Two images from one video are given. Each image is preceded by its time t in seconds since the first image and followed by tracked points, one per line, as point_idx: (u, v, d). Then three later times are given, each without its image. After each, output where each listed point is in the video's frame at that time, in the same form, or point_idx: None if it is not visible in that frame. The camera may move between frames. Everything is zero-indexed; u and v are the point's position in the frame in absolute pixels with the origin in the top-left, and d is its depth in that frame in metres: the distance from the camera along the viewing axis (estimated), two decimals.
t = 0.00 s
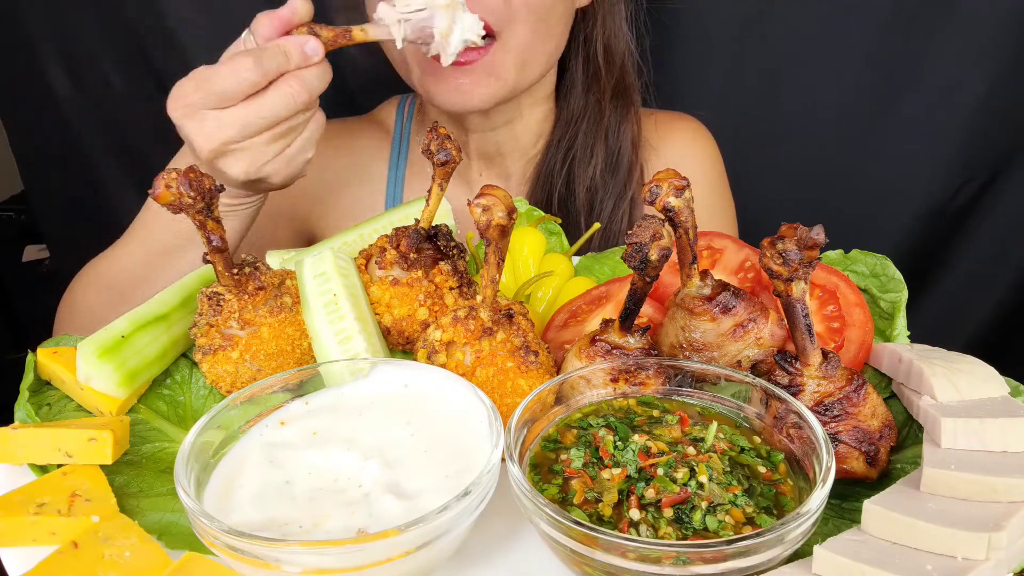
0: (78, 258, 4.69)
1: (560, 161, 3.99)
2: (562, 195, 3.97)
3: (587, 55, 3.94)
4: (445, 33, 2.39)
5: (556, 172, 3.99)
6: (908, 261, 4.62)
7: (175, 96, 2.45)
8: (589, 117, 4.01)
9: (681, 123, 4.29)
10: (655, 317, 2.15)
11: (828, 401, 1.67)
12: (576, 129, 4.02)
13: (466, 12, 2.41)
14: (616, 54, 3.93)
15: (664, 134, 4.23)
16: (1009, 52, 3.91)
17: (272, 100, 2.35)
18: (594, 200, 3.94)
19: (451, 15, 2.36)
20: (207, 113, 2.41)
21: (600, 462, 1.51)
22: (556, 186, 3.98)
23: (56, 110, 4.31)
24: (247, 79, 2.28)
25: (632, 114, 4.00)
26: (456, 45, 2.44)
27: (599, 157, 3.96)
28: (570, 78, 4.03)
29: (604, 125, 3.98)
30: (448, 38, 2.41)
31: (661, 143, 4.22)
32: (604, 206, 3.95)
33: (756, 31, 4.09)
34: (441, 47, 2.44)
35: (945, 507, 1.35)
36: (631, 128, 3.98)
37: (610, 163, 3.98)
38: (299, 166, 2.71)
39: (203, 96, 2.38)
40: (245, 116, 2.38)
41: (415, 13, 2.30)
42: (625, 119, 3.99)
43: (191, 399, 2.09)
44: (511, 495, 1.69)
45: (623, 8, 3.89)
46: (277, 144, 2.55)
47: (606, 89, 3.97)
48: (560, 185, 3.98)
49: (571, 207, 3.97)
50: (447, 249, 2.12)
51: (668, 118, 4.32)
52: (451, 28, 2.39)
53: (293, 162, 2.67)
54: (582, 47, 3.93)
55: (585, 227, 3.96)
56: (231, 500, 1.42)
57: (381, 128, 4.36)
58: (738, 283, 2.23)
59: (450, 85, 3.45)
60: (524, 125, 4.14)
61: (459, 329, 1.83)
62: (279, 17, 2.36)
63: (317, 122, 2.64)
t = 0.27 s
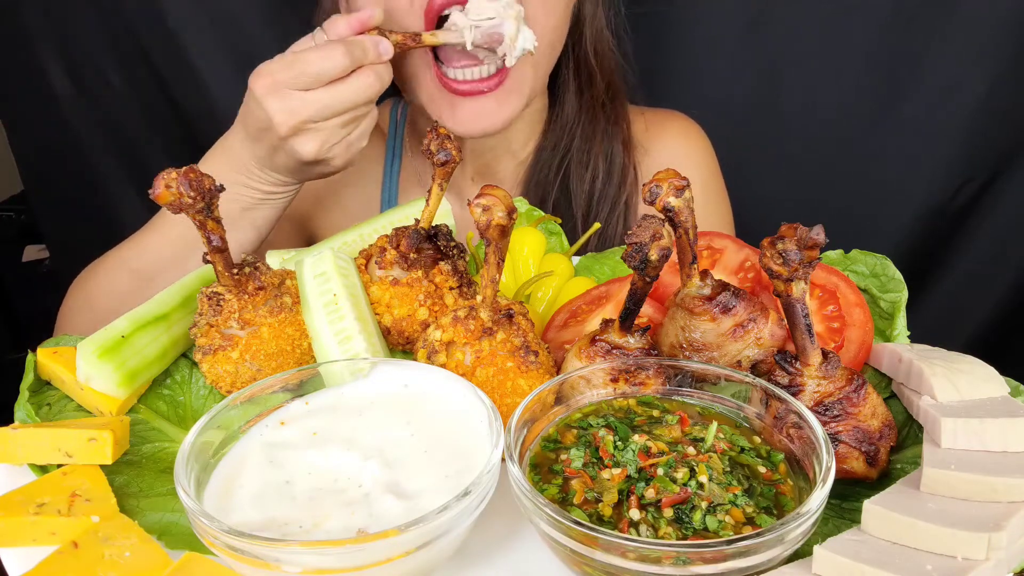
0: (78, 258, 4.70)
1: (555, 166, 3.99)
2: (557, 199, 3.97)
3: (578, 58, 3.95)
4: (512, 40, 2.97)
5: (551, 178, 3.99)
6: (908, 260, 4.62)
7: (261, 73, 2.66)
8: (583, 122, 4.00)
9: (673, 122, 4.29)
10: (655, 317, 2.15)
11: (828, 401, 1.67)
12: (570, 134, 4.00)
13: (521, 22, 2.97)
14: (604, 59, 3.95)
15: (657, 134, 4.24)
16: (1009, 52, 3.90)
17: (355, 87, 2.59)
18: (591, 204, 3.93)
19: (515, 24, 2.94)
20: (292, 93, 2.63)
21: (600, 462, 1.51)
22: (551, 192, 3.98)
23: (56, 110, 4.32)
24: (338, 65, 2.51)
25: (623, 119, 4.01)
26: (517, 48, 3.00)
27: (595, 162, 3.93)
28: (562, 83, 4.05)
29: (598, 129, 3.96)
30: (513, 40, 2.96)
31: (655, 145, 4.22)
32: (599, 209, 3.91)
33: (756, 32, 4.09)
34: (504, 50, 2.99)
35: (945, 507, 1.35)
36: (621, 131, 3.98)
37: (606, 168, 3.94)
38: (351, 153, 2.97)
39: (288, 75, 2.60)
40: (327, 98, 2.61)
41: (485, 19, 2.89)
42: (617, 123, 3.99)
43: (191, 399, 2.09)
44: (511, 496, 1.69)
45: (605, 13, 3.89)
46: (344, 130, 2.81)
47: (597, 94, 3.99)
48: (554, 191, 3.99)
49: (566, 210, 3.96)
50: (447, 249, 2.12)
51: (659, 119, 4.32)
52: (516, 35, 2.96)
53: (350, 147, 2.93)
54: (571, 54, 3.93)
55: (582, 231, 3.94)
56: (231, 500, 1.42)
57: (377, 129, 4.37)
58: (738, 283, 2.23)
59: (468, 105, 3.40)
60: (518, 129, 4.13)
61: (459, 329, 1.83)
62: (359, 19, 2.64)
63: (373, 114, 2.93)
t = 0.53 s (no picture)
0: (78, 257, 4.70)
1: (552, 164, 3.96)
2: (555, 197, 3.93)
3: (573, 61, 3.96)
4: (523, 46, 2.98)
5: (548, 177, 3.96)
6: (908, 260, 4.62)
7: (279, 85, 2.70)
8: (579, 121, 3.98)
9: (669, 121, 4.29)
10: (655, 317, 2.15)
11: (828, 401, 1.67)
12: (565, 134, 3.98)
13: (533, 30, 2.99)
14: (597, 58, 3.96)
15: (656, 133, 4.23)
16: (1009, 52, 3.90)
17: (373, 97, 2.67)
18: (586, 203, 3.89)
19: (525, 31, 2.95)
20: (311, 103, 2.67)
21: (600, 462, 1.51)
22: (549, 189, 3.94)
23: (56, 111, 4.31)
24: (359, 77, 2.59)
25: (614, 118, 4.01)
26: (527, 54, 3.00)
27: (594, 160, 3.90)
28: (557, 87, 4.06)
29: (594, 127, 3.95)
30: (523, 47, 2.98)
31: (653, 144, 4.21)
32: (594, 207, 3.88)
33: (755, 32, 4.10)
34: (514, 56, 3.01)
35: (945, 507, 1.35)
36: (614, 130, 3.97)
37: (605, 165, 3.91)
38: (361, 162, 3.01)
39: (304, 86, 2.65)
40: (346, 109, 2.65)
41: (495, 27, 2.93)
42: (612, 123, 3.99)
43: (191, 399, 2.09)
44: (511, 496, 1.69)
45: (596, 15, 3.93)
46: (358, 139, 2.86)
47: (591, 94, 4.01)
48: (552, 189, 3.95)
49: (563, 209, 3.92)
50: (447, 249, 2.12)
51: (653, 119, 4.31)
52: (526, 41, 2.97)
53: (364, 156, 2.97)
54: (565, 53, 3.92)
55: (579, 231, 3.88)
56: (231, 499, 1.42)
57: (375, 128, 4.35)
58: (738, 283, 2.23)
59: (469, 94, 3.19)
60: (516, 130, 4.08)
61: (459, 329, 1.83)
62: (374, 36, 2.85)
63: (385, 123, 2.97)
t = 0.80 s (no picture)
0: (78, 257, 4.70)
1: (554, 165, 3.96)
2: (556, 197, 3.92)
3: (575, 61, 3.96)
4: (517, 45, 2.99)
5: (548, 177, 3.95)
6: (908, 260, 4.62)
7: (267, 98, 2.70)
8: (581, 122, 4.01)
9: (670, 121, 4.29)
10: (655, 317, 2.15)
11: (828, 401, 1.67)
12: (568, 135, 3.99)
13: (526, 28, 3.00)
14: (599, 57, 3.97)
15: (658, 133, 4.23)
16: (1009, 52, 3.90)
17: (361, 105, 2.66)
18: (589, 203, 3.88)
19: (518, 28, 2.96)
20: (300, 115, 2.67)
21: (600, 462, 1.51)
22: (550, 189, 3.93)
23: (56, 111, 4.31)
24: (346, 86, 2.58)
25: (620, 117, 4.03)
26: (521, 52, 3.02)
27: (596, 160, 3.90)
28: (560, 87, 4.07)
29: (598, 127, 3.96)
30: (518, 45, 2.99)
31: (654, 144, 4.21)
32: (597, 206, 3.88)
33: (756, 32, 4.10)
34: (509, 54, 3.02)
35: (945, 507, 1.35)
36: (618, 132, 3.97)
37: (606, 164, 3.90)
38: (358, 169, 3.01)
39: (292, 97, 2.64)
40: (334, 119, 2.65)
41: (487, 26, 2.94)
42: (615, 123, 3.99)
43: (191, 399, 2.09)
44: (511, 496, 1.69)
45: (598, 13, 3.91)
46: (349, 148, 2.85)
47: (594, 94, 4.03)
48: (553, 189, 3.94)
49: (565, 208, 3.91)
50: (447, 249, 2.12)
51: (656, 118, 4.31)
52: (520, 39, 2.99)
53: (357, 164, 2.97)
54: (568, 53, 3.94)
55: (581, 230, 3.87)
56: (232, 500, 1.42)
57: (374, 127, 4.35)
58: (738, 283, 2.23)
59: (467, 82, 3.23)
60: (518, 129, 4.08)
61: (459, 329, 1.83)
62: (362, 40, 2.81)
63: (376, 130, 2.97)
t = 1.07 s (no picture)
0: (78, 257, 4.70)
1: (556, 166, 3.95)
2: (558, 199, 3.92)
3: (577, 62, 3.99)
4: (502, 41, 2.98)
5: (550, 177, 3.95)
6: (907, 261, 4.62)
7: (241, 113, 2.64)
8: (584, 122, 4.00)
9: (672, 121, 4.28)
10: (655, 317, 2.15)
11: (828, 401, 1.67)
12: (571, 134, 3.99)
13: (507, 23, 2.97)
14: (603, 57, 3.98)
15: (660, 133, 4.22)
16: (1009, 52, 3.90)
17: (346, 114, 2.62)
18: (594, 203, 3.88)
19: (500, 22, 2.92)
20: (276, 130, 2.63)
21: (600, 462, 1.51)
22: (552, 189, 3.93)
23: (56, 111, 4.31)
24: (322, 100, 2.53)
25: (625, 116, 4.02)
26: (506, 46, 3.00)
27: (599, 160, 3.89)
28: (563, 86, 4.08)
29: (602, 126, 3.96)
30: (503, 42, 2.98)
31: (657, 144, 4.20)
32: (601, 206, 3.87)
33: (756, 32, 4.10)
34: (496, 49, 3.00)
35: (945, 507, 1.35)
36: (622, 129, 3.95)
37: (608, 164, 3.90)
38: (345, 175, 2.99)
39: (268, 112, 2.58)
40: (314, 131, 2.62)
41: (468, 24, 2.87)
42: (619, 123, 3.98)
43: (191, 399, 2.09)
44: (511, 496, 1.69)
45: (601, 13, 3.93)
46: (331, 157, 2.83)
47: (597, 94, 4.03)
48: (556, 190, 3.93)
49: (567, 209, 3.90)
50: (447, 249, 2.12)
51: (660, 117, 4.31)
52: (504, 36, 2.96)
53: (342, 172, 2.95)
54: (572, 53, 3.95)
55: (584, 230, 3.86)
56: (231, 500, 1.42)
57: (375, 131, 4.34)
58: (738, 283, 2.23)
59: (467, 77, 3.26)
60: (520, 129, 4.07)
61: (459, 329, 1.83)
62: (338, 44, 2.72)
63: (358, 138, 2.94)
